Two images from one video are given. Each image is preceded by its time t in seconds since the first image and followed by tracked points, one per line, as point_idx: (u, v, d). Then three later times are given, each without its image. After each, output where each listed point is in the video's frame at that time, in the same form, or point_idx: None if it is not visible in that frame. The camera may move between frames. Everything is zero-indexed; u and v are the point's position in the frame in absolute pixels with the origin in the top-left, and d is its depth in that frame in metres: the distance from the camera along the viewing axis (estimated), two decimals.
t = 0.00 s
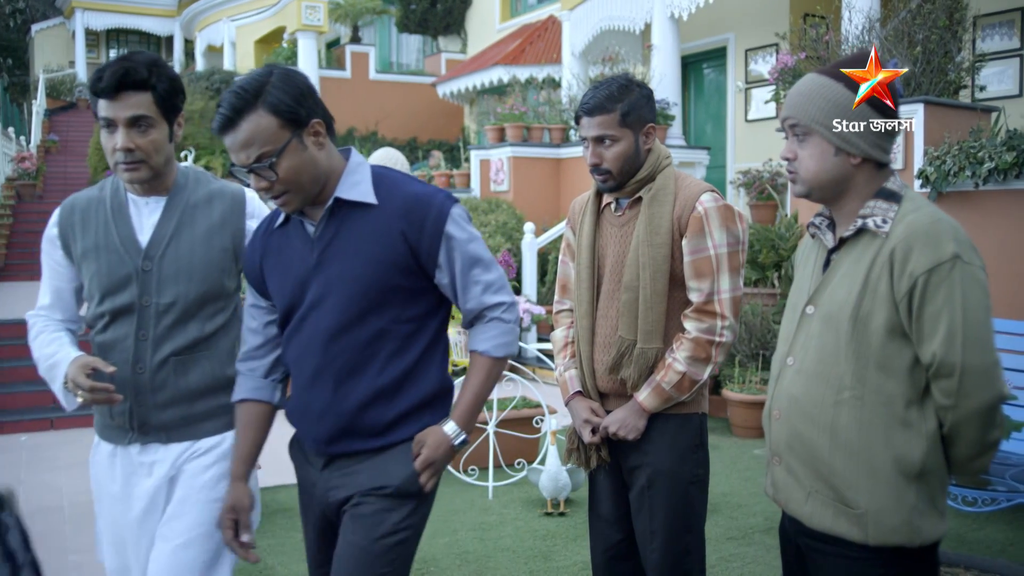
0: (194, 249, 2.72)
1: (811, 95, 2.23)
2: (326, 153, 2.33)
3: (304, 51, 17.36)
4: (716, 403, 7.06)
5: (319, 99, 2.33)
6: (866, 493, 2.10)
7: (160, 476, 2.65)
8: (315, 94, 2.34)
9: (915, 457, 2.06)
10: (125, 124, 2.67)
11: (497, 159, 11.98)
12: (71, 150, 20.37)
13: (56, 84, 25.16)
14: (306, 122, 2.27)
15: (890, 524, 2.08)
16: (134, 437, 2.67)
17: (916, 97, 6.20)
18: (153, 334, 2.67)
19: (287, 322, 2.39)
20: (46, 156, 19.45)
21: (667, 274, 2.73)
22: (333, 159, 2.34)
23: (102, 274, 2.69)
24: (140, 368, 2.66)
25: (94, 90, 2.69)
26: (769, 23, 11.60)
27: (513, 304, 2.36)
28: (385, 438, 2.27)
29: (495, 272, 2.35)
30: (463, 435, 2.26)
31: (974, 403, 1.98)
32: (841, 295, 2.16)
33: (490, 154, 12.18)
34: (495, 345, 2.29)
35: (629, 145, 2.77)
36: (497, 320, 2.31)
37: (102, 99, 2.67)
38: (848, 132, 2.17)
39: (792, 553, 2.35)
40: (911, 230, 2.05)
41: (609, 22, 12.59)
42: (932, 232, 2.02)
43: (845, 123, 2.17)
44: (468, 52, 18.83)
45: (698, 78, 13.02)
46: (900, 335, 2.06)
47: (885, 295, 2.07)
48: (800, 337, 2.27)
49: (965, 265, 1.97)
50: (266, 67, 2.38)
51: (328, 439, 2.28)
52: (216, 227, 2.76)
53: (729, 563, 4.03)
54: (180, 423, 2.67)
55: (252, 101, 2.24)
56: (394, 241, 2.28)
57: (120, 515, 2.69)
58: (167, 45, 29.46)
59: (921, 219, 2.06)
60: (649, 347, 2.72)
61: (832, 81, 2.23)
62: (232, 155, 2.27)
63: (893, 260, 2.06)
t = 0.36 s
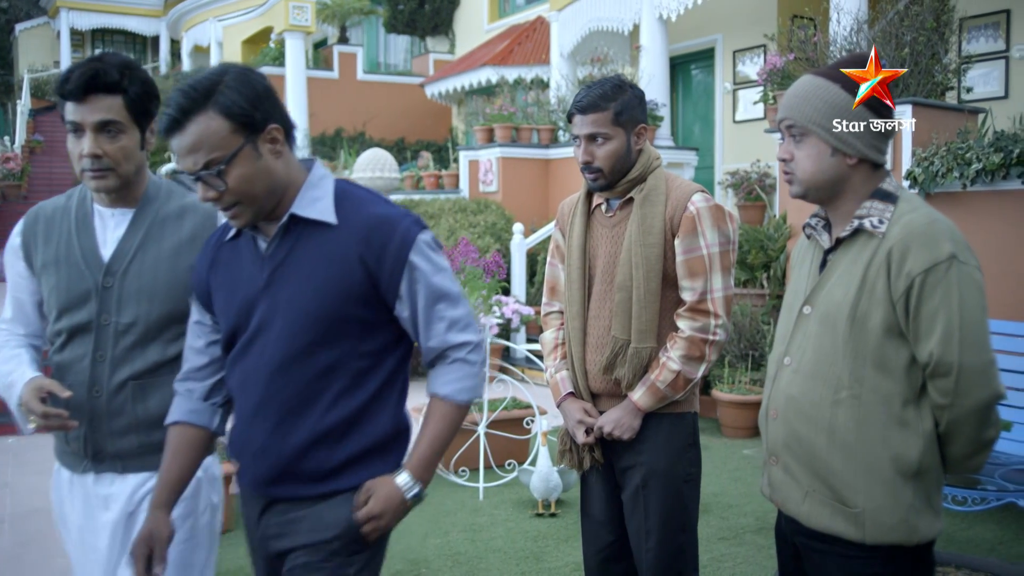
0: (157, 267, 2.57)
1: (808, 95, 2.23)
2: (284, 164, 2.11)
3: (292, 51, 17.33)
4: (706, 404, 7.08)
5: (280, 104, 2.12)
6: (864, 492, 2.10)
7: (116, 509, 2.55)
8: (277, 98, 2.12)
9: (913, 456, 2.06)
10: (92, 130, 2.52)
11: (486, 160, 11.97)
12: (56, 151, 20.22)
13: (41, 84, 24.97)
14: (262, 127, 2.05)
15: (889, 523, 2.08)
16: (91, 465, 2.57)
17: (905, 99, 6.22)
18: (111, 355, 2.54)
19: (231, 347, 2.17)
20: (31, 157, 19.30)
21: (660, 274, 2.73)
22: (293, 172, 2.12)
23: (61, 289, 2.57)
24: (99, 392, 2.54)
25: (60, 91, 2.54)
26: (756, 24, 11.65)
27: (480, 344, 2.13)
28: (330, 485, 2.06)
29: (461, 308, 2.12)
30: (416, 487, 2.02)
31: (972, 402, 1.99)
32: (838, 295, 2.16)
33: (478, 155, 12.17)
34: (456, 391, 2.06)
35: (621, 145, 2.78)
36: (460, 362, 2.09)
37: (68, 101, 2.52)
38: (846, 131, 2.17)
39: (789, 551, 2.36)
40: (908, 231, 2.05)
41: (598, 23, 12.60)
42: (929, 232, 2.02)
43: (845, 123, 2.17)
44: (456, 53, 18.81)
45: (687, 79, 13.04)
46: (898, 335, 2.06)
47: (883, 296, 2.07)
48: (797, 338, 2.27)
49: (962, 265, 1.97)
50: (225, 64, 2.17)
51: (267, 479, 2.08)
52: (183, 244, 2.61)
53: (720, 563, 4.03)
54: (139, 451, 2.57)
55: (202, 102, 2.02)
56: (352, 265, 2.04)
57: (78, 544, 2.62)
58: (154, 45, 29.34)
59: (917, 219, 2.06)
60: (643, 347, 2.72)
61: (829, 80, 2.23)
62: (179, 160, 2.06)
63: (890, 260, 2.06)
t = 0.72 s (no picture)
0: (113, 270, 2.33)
1: (804, 96, 2.23)
2: (227, 155, 1.88)
3: (278, 51, 17.27)
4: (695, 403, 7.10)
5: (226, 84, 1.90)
6: (859, 491, 2.10)
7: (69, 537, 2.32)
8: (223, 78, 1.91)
9: (908, 455, 2.07)
10: (49, 120, 2.34)
11: (473, 161, 11.97)
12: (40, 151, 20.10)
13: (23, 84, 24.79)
14: (205, 109, 1.83)
15: (884, 522, 2.08)
16: (40, 487, 2.33)
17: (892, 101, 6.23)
18: (59, 365, 2.30)
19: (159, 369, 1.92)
20: (14, 157, 19.15)
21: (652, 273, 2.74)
22: (234, 163, 1.89)
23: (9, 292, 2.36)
24: (45, 406, 2.30)
25: (16, 78, 2.36)
26: (742, 25, 11.70)
27: (442, 371, 1.88)
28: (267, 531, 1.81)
29: (421, 330, 1.87)
30: (378, 540, 1.78)
31: (967, 401, 2.00)
32: (833, 295, 2.16)
33: (465, 156, 12.17)
34: (416, 427, 1.80)
35: (612, 145, 2.78)
36: (420, 393, 1.83)
37: (26, 88, 2.34)
38: (844, 131, 2.17)
39: (785, 550, 2.35)
40: (904, 231, 2.06)
41: (584, 25, 12.61)
42: (924, 233, 2.03)
43: (845, 122, 2.17)
44: (442, 53, 18.79)
45: (673, 80, 13.08)
46: (893, 335, 2.07)
47: (879, 296, 2.07)
48: (793, 339, 2.26)
49: (956, 265, 1.99)
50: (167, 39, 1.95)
51: (198, 523, 1.83)
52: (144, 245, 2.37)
53: (711, 563, 4.04)
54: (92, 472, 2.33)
55: (135, 76, 1.80)
56: (294, 278, 1.78)
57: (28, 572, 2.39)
58: (138, 44, 29.21)
59: (912, 219, 2.07)
60: (635, 347, 2.72)
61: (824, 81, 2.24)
62: (105, 142, 1.82)
63: (886, 261, 2.07)
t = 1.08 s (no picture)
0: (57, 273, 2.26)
1: (800, 99, 2.23)
2: (159, 115, 1.69)
3: (263, 52, 17.19)
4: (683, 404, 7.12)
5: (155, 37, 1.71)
6: (857, 491, 2.09)
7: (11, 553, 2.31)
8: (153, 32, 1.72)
9: (905, 455, 2.07)
10: None
11: (461, 162, 11.95)
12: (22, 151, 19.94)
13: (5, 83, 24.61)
14: (137, 62, 1.64)
15: (882, 522, 2.07)
16: None
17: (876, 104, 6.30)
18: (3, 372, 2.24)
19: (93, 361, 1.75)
20: None
21: (643, 275, 2.74)
22: (163, 125, 1.69)
23: None
24: None
25: None
26: (728, 27, 11.74)
27: (393, 359, 1.58)
28: (207, 541, 1.62)
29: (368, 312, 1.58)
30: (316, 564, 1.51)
31: (963, 401, 2.01)
32: (831, 296, 2.16)
33: (453, 157, 12.15)
34: (358, 425, 1.52)
35: (605, 147, 2.78)
36: (364, 386, 1.54)
37: None
38: (843, 132, 2.17)
39: (781, 550, 2.36)
40: (901, 233, 2.06)
41: (571, 26, 12.62)
42: (921, 234, 2.04)
43: (845, 122, 2.17)
44: (428, 55, 18.76)
45: (659, 82, 13.12)
46: (890, 335, 2.07)
47: (876, 296, 2.07)
48: (789, 339, 2.27)
49: (953, 266, 1.99)
50: None
51: (130, 531, 1.64)
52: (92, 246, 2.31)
53: (702, 564, 4.05)
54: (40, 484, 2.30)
55: (55, 23, 1.61)
56: (216, 253, 1.56)
57: None
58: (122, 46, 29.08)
59: (909, 221, 2.08)
60: (628, 348, 2.72)
61: (820, 82, 2.25)
62: (22, 99, 1.64)
63: (882, 262, 2.07)
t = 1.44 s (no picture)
0: None
1: (795, 101, 2.23)
2: (63, 115, 1.43)
3: (247, 52, 17.12)
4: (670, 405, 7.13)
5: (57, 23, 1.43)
6: (853, 490, 2.09)
7: None
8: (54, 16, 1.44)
9: (901, 453, 2.07)
10: None
11: (446, 163, 11.93)
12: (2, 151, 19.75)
13: None
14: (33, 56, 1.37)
15: (878, 520, 2.07)
16: None
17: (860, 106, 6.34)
18: None
19: None
20: None
21: (635, 277, 2.74)
22: (70, 123, 1.44)
23: None
24: None
25: None
26: (713, 29, 11.79)
27: (311, 402, 1.34)
28: None
29: (286, 344, 1.34)
30: None
31: (959, 400, 2.01)
32: (827, 297, 2.15)
33: (438, 158, 12.11)
34: (258, 480, 1.28)
35: (598, 149, 2.78)
36: (267, 434, 1.29)
37: None
38: (842, 133, 2.18)
39: (777, 549, 2.34)
40: (896, 233, 2.06)
41: (556, 27, 12.64)
42: (917, 234, 2.03)
43: (845, 123, 2.18)
44: (412, 55, 18.73)
45: (644, 83, 13.15)
46: (886, 336, 2.06)
47: (872, 297, 2.07)
48: (785, 340, 2.25)
49: (950, 267, 1.99)
50: None
51: None
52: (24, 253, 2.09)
53: (690, 565, 4.05)
54: None
55: None
56: (118, 268, 1.33)
57: None
58: (102, 45, 28.90)
59: (904, 222, 2.07)
60: (620, 349, 2.72)
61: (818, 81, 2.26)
62: None
63: (879, 262, 2.06)
